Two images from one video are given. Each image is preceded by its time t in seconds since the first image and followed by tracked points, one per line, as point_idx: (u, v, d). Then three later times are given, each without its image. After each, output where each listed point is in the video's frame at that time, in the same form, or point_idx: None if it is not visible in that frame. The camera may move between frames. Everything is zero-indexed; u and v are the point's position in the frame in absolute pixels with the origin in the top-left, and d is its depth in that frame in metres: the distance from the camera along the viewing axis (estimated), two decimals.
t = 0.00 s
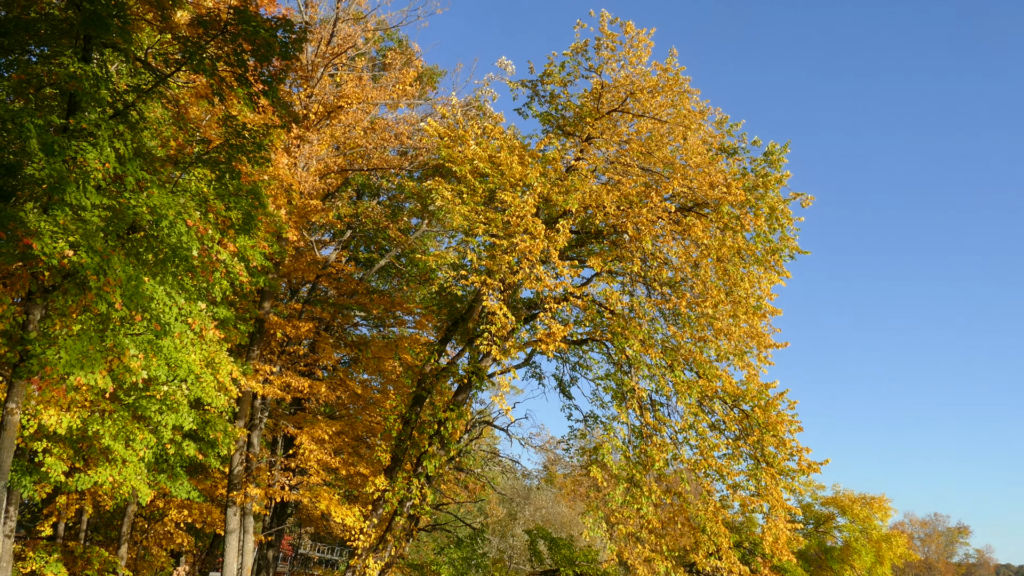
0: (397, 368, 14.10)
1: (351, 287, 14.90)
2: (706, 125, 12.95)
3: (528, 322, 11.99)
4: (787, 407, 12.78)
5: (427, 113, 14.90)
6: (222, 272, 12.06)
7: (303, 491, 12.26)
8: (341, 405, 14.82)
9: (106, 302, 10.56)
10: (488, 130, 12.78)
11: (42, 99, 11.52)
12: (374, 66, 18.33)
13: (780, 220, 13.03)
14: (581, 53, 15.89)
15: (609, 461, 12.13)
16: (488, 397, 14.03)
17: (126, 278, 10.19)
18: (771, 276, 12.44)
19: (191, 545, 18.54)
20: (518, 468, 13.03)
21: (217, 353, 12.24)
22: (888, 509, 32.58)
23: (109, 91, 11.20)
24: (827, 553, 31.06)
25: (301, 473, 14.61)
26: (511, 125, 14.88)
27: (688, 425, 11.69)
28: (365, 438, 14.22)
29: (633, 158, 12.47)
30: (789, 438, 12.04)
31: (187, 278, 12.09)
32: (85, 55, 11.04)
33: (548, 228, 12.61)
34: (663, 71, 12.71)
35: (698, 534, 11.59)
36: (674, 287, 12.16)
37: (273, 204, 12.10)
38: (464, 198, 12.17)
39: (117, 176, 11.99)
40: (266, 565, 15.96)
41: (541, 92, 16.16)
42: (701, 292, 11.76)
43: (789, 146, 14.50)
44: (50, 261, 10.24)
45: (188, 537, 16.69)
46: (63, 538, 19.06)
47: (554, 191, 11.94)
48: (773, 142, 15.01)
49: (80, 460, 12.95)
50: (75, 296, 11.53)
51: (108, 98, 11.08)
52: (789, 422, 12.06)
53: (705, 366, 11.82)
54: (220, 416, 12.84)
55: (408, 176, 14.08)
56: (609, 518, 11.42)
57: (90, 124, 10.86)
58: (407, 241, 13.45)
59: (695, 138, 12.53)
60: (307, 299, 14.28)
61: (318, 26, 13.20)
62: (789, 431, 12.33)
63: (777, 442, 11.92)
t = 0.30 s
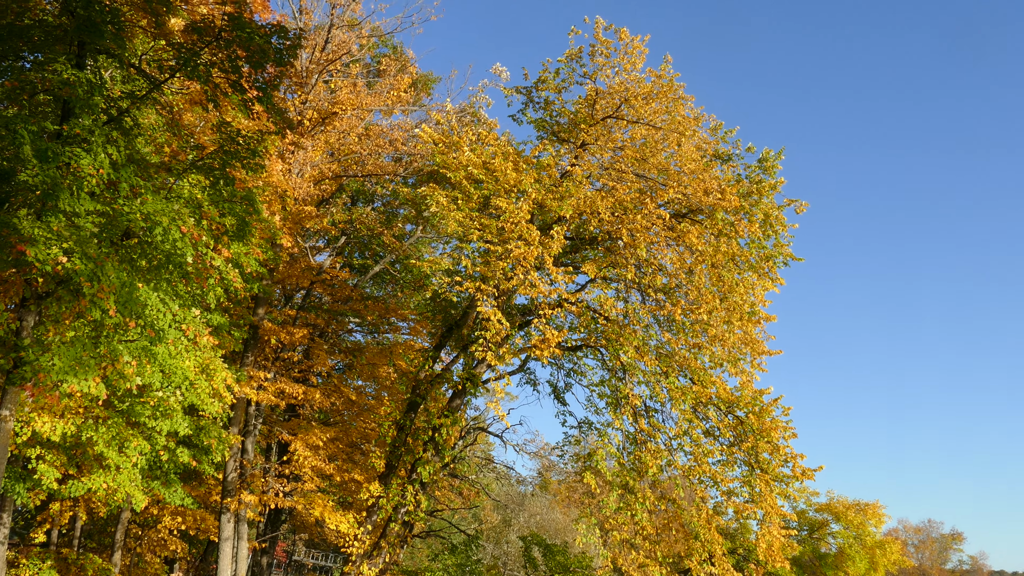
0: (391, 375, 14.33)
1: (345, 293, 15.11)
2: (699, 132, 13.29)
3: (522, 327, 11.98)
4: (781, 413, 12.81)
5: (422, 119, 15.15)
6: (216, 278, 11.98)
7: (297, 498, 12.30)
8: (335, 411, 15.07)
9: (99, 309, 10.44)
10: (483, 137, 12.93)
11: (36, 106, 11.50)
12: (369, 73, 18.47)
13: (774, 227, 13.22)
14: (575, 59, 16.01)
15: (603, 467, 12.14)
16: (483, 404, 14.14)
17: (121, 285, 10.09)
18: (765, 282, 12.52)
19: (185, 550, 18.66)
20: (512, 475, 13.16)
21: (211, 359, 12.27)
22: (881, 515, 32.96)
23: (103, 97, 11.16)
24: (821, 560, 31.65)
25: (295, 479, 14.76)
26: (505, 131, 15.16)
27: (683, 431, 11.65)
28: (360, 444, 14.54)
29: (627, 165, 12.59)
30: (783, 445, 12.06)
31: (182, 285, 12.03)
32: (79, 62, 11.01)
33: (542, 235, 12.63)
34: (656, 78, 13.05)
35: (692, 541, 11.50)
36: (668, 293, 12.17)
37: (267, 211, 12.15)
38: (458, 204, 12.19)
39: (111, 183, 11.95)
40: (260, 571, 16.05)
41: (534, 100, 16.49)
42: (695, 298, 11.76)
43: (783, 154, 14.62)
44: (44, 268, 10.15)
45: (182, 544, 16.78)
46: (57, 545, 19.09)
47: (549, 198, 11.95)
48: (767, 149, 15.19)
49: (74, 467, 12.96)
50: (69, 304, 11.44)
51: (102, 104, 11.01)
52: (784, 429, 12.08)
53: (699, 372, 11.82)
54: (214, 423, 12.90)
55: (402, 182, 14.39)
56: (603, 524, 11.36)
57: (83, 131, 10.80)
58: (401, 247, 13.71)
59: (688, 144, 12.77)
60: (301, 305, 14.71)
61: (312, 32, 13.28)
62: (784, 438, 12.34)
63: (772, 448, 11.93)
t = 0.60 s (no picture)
0: (387, 380, 14.42)
1: (342, 298, 15.22)
2: (694, 137, 13.46)
3: (517, 332, 11.99)
4: (776, 418, 12.87)
5: (417, 124, 15.29)
6: (211, 283, 12.01)
7: (293, 503, 12.34)
8: (331, 416, 15.16)
9: (95, 314, 10.36)
10: (479, 142, 13.02)
11: (32, 111, 11.51)
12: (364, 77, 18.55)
13: (770, 232, 13.31)
14: (571, 65, 16.06)
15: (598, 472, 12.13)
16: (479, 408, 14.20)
17: (117, 290, 10.00)
18: (761, 287, 12.60)
19: (180, 555, 18.73)
20: (509, 479, 13.25)
21: (207, 363, 12.30)
22: (876, 520, 33.15)
23: (99, 102, 11.14)
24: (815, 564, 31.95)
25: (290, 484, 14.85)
26: (501, 137, 15.28)
27: (678, 436, 11.62)
28: (355, 449, 14.68)
29: (623, 170, 12.70)
30: (778, 449, 12.09)
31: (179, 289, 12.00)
32: (74, 66, 10.99)
33: (538, 239, 12.63)
34: (652, 83, 13.20)
35: (687, 546, 11.49)
36: (663, 298, 12.18)
37: (263, 215, 12.20)
38: (454, 209, 12.21)
39: (106, 188, 11.94)
40: None
41: (530, 105, 16.65)
42: (692, 303, 11.73)
43: (778, 159, 14.71)
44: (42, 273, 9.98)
45: (177, 549, 16.83)
46: (51, 550, 19.09)
47: (545, 203, 11.92)
48: (763, 154, 15.30)
49: (68, 471, 12.99)
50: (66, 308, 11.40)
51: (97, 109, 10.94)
52: (779, 434, 12.10)
53: (695, 377, 11.81)
54: (210, 428, 12.95)
55: (398, 187, 14.48)
56: (599, 529, 11.31)
57: (78, 135, 10.79)
58: (397, 252, 13.81)
59: (683, 149, 12.88)
60: (296, 309, 14.80)
61: (308, 37, 13.44)
62: (779, 443, 12.36)
63: (767, 453, 11.95)
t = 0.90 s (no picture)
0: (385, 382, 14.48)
1: (339, 301, 15.31)
2: (691, 140, 13.53)
3: (514, 335, 12.00)
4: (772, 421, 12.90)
5: (414, 127, 15.40)
6: (208, 286, 12.04)
7: (290, 505, 12.45)
8: (328, 419, 15.26)
9: (91, 317, 10.32)
10: (476, 144, 13.11)
11: (28, 114, 11.48)
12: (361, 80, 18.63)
13: (767, 235, 13.35)
14: (568, 67, 16.06)
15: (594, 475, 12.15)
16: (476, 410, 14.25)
17: (114, 293, 9.95)
18: (757, 290, 12.66)
19: (177, 558, 18.77)
20: (506, 482, 13.32)
21: (204, 366, 12.34)
22: (874, 523, 33.18)
23: (97, 105, 11.11)
24: (813, 567, 32.08)
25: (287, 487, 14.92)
26: (498, 140, 15.37)
27: (675, 439, 11.63)
28: (351, 451, 14.73)
29: (620, 172, 12.81)
30: (775, 452, 12.10)
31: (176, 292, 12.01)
32: (71, 69, 10.97)
33: (535, 242, 12.65)
34: (649, 86, 13.30)
35: (682, 549, 11.49)
36: (660, 301, 12.20)
37: (259, 218, 12.21)
38: (450, 212, 12.24)
39: (103, 192, 11.94)
40: None
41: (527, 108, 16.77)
42: (690, 305, 11.71)
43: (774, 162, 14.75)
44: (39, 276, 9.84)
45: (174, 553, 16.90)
46: (48, 554, 19.18)
47: (542, 205, 11.93)
48: (759, 157, 15.36)
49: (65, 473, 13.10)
50: (63, 311, 11.38)
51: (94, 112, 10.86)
52: (776, 437, 12.11)
53: (691, 380, 11.82)
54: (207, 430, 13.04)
55: (395, 190, 14.55)
56: (595, 532, 11.29)
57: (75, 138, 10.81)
58: (394, 255, 13.90)
59: (680, 152, 12.95)
60: (294, 312, 14.97)
61: (305, 40, 13.59)
62: (776, 446, 12.37)
63: (764, 456, 11.95)
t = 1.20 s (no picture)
0: (383, 384, 14.52)
1: (337, 303, 15.37)
2: (689, 142, 13.59)
3: (511, 337, 11.96)
4: (769, 423, 12.92)
5: (412, 129, 15.46)
6: (206, 288, 12.04)
7: (288, 508, 12.48)
8: (326, 421, 15.34)
9: (88, 320, 10.24)
10: (474, 146, 13.17)
11: (25, 116, 11.44)
12: (359, 82, 18.64)
13: (765, 237, 13.38)
14: (566, 70, 16.07)
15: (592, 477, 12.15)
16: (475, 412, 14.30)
17: (111, 295, 9.90)
18: (755, 292, 12.68)
19: (174, 560, 18.80)
20: (504, 483, 13.34)
21: (202, 369, 12.36)
22: (872, 525, 33.20)
23: (95, 107, 11.08)
24: (811, 570, 32.19)
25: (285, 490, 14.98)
26: (496, 143, 15.45)
27: (672, 441, 11.62)
28: (349, 453, 14.77)
29: (618, 174, 12.86)
30: (773, 454, 12.11)
31: (174, 294, 12.01)
32: (69, 71, 10.90)
33: (533, 244, 12.64)
34: (648, 88, 13.39)
35: (680, 551, 11.48)
36: (658, 303, 12.23)
37: (257, 220, 12.18)
38: (448, 214, 12.27)
39: (100, 194, 11.91)
40: None
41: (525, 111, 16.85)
42: (688, 308, 11.77)
43: (772, 164, 14.79)
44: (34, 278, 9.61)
45: (171, 555, 16.94)
46: (45, 556, 19.20)
47: (540, 207, 11.94)
48: (756, 159, 15.40)
49: (62, 476, 13.10)
50: (60, 313, 11.35)
51: (92, 113, 10.79)
52: (774, 438, 12.12)
53: (689, 382, 11.84)
54: (204, 432, 13.04)
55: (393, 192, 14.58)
56: (594, 534, 11.26)
57: (73, 140, 10.79)
58: (393, 257, 13.98)
59: (678, 154, 12.98)
60: (292, 314, 15.02)
61: (303, 42, 13.62)
62: (774, 448, 12.39)
63: (761, 458, 11.96)
